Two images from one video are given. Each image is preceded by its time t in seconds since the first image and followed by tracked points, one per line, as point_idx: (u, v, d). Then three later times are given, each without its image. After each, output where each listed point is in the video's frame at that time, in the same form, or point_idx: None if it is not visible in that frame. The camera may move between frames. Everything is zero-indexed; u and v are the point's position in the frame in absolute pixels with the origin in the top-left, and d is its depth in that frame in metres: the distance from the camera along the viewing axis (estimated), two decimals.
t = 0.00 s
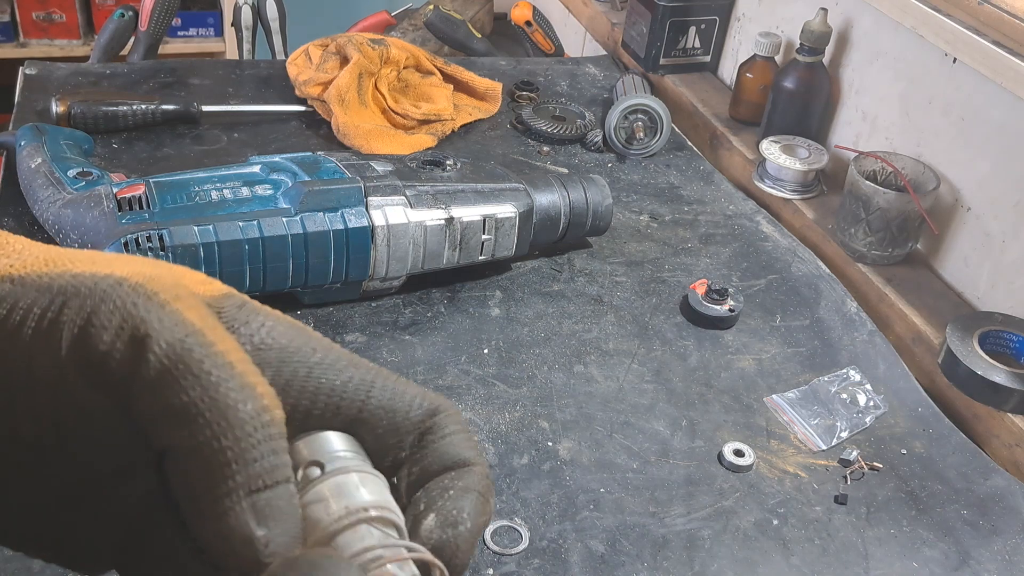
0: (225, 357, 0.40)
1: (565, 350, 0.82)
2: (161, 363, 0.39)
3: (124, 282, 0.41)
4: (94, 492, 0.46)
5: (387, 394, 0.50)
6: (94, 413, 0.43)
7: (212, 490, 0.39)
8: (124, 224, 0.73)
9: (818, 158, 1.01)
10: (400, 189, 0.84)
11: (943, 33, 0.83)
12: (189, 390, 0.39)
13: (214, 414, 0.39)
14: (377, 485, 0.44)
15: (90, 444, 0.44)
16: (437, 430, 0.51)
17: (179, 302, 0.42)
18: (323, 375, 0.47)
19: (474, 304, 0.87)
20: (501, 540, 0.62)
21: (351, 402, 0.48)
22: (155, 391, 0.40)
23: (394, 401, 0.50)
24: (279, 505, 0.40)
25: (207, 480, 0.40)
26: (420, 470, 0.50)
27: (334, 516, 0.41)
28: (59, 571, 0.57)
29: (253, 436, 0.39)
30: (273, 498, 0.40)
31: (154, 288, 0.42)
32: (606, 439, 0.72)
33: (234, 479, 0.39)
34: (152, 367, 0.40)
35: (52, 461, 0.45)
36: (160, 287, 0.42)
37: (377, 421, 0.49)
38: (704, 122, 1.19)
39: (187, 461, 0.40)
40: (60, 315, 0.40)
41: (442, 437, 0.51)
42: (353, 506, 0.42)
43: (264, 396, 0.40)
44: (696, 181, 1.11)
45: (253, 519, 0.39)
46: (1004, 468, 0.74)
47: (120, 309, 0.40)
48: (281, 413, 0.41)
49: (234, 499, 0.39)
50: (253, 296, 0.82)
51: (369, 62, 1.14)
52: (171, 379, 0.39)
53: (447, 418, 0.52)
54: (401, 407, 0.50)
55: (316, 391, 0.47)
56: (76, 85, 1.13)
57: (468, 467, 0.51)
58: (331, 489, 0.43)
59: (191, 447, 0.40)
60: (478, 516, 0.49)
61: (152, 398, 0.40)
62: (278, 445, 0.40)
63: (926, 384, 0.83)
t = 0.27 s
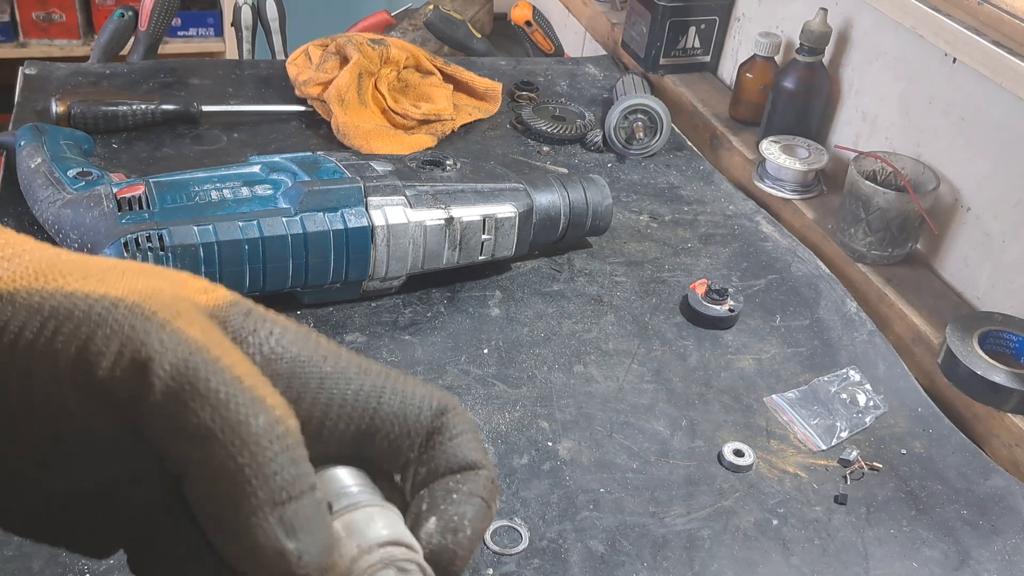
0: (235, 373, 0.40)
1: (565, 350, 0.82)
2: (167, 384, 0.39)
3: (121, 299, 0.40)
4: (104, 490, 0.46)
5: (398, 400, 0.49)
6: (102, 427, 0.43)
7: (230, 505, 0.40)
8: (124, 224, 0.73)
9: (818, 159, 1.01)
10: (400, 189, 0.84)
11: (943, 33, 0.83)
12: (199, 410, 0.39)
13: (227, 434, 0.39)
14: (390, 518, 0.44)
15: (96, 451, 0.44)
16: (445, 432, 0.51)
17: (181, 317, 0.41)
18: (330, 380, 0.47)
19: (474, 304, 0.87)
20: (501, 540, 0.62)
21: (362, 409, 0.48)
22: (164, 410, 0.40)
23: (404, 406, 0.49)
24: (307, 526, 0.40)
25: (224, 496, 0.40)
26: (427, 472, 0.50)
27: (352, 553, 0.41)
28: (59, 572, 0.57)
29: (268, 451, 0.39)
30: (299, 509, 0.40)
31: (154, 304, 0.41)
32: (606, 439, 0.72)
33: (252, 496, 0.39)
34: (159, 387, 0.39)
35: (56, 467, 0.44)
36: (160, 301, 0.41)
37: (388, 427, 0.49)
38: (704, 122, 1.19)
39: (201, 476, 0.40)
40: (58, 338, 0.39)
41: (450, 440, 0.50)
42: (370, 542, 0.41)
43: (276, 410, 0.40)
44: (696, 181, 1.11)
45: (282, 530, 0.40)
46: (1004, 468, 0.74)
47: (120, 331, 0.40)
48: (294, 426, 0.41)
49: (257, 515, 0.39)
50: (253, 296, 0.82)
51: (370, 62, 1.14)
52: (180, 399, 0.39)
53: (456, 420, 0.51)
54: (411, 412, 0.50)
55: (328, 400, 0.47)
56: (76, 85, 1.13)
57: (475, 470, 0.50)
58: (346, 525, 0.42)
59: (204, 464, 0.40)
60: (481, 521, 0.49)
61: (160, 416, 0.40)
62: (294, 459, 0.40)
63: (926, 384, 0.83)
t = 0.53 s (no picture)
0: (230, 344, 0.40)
1: (565, 350, 0.82)
2: (163, 358, 0.39)
3: (117, 276, 0.41)
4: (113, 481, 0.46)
5: (390, 373, 0.48)
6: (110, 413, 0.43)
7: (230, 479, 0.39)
8: (124, 224, 0.73)
9: (818, 159, 1.01)
10: (400, 189, 0.84)
11: (943, 34, 0.83)
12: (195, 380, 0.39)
13: (223, 404, 0.39)
14: (386, 490, 0.43)
15: (105, 438, 0.45)
16: (439, 406, 0.50)
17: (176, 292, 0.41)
18: (327, 357, 0.47)
19: (474, 304, 0.87)
20: (501, 539, 0.62)
21: (355, 385, 0.48)
22: (161, 386, 0.40)
23: (397, 381, 0.48)
24: (306, 501, 0.40)
25: (224, 471, 0.40)
26: (420, 446, 0.50)
27: (346, 525, 0.40)
28: (59, 570, 0.57)
29: (264, 421, 0.39)
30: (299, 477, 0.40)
31: (149, 280, 0.41)
32: (606, 439, 0.72)
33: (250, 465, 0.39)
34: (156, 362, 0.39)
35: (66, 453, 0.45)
36: (154, 278, 0.41)
37: (382, 402, 0.48)
38: (704, 122, 1.19)
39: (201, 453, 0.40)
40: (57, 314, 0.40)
41: (444, 413, 0.50)
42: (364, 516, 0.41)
43: (271, 380, 0.40)
44: (696, 181, 1.11)
45: (279, 499, 0.39)
46: (1004, 468, 0.74)
47: (116, 307, 0.40)
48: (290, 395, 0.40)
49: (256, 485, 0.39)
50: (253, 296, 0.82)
51: (370, 62, 1.14)
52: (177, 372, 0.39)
53: (450, 391, 0.50)
54: (404, 387, 0.49)
55: (322, 375, 0.47)
56: (76, 85, 1.13)
57: (468, 443, 0.50)
58: (341, 498, 0.42)
59: (204, 440, 0.40)
60: (474, 493, 0.49)
61: (158, 393, 0.40)
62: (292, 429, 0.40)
63: (926, 384, 0.83)
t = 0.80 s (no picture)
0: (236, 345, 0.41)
1: (565, 350, 0.82)
2: (173, 354, 0.39)
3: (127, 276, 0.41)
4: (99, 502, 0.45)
5: (392, 401, 0.49)
6: (107, 419, 0.43)
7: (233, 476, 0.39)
8: (124, 224, 0.73)
9: (818, 159, 1.01)
10: (400, 189, 0.84)
11: (943, 33, 0.83)
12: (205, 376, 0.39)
13: (233, 399, 0.39)
14: (388, 509, 0.43)
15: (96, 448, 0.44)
16: (440, 441, 0.50)
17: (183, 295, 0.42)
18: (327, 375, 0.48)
19: (474, 304, 0.87)
20: (501, 540, 0.62)
21: (354, 410, 0.48)
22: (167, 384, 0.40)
23: (397, 409, 0.49)
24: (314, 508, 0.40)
25: (228, 468, 0.39)
26: (422, 480, 0.50)
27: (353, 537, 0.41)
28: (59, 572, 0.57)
29: (274, 416, 0.40)
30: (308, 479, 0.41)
31: (159, 281, 0.41)
32: (606, 439, 0.72)
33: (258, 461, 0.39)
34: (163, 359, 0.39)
35: (57, 466, 0.44)
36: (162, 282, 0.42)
37: (382, 430, 0.49)
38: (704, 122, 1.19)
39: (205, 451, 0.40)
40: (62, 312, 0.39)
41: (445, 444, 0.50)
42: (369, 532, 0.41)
43: (279, 381, 0.41)
44: (696, 181, 1.11)
45: (287, 500, 0.39)
46: (1003, 468, 0.74)
47: (125, 303, 0.40)
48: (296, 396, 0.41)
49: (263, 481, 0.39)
50: (253, 297, 0.82)
51: (369, 62, 1.14)
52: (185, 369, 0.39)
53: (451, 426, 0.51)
54: (405, 417, 0.50)
55: (321, 396, 0.47)
56: (76, 85, 1.13)
57: (471, 478, 0.50)
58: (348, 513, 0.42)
59: (208, 437, 0.39)
60: (479, 529, 0.48)
61: (163, 391, 0.40)
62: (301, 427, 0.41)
63: (926, 384, 0.83)
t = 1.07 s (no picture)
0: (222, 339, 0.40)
1: (565, 350, 0.82)
2: (158, 350, 0.39)
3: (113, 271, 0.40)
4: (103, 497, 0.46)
5: (381, 395, 0.49)
6: (104, 419, 0.43)
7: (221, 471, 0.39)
8: (124, 224, 0.73)
9: (818, 159, 1.01)
10: (400, 189, 0.84)
11: (944, 34, 0.83)
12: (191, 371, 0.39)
13: (218, 395, 0.39)
14: (376, 502, 0.43)
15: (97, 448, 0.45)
16: (434, 436, 0.50)
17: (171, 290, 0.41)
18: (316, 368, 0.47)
19: (474, 304, 0.87)
20: (501, 540, 0.62)
21: (344, 403, 0.48)
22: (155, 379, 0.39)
23: (388, 403, 0.49)
24: (298, 506, 0.40)
25: (215, 464, 0.39)
26: (418, 477, 0.49)
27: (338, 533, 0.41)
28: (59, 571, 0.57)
29: (260, 411, 0.39)
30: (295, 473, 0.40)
31: (146, 276, 0.41)
32: (606, 439, 0.72)
33: (245, 455, 0.39)
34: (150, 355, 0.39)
35: (58, 465, 0.45)
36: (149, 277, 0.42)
37: (373, 425, 0.48)
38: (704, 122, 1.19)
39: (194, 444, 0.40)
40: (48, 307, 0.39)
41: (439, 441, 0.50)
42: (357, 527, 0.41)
43: (265, 374, 0.40)
44: (696, 181, 1.11)
45: (272, 496, 0.39)
46: (1003, 468, 0.74)
47: (110, 298, 0.40)
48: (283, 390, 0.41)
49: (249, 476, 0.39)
50: (253, 296, 0.82)
51: (369, 62, 1.14)
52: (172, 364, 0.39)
53: (445, 420, 0.50)
54: (396, 411, 0.49)
55: (310, 389, 0.47)
56: (76, 85, 1.13)
57: (467, 476, 0.50)
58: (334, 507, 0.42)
59: (196, 431, 0.39)
60: (479, 530, 0.48)
61: (150, 386, 0.40)
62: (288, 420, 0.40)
63: (926, 384, 0.83)
